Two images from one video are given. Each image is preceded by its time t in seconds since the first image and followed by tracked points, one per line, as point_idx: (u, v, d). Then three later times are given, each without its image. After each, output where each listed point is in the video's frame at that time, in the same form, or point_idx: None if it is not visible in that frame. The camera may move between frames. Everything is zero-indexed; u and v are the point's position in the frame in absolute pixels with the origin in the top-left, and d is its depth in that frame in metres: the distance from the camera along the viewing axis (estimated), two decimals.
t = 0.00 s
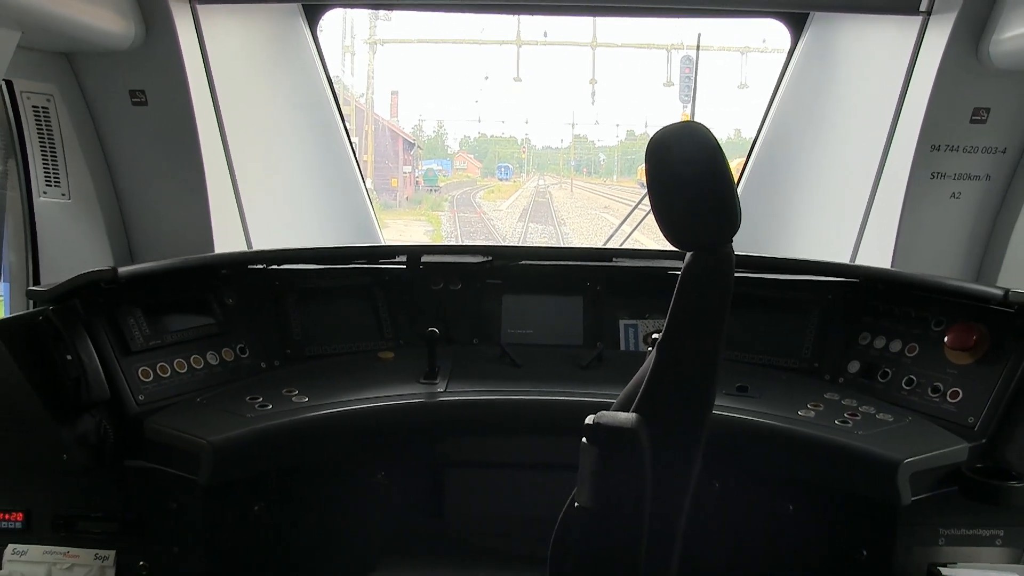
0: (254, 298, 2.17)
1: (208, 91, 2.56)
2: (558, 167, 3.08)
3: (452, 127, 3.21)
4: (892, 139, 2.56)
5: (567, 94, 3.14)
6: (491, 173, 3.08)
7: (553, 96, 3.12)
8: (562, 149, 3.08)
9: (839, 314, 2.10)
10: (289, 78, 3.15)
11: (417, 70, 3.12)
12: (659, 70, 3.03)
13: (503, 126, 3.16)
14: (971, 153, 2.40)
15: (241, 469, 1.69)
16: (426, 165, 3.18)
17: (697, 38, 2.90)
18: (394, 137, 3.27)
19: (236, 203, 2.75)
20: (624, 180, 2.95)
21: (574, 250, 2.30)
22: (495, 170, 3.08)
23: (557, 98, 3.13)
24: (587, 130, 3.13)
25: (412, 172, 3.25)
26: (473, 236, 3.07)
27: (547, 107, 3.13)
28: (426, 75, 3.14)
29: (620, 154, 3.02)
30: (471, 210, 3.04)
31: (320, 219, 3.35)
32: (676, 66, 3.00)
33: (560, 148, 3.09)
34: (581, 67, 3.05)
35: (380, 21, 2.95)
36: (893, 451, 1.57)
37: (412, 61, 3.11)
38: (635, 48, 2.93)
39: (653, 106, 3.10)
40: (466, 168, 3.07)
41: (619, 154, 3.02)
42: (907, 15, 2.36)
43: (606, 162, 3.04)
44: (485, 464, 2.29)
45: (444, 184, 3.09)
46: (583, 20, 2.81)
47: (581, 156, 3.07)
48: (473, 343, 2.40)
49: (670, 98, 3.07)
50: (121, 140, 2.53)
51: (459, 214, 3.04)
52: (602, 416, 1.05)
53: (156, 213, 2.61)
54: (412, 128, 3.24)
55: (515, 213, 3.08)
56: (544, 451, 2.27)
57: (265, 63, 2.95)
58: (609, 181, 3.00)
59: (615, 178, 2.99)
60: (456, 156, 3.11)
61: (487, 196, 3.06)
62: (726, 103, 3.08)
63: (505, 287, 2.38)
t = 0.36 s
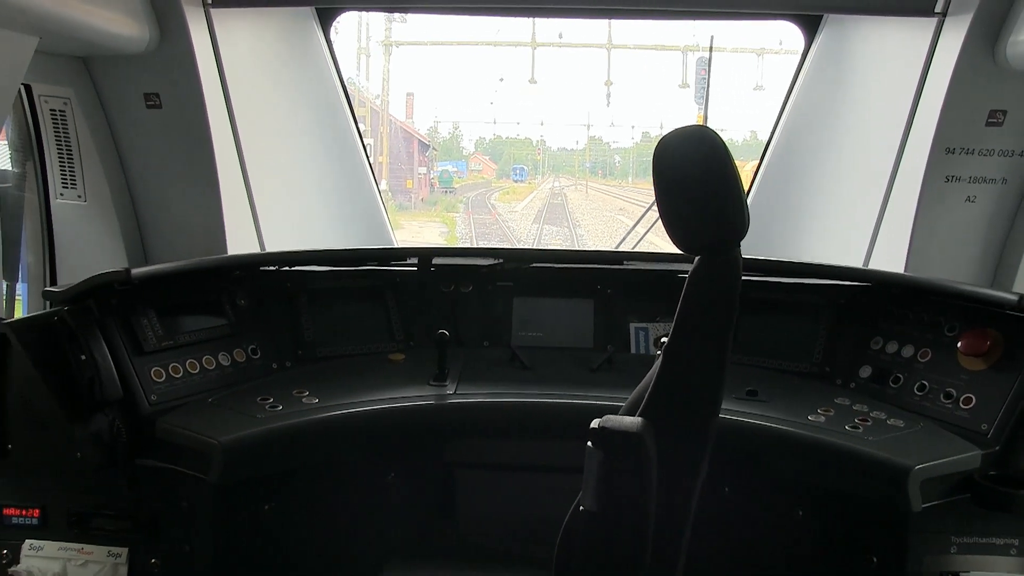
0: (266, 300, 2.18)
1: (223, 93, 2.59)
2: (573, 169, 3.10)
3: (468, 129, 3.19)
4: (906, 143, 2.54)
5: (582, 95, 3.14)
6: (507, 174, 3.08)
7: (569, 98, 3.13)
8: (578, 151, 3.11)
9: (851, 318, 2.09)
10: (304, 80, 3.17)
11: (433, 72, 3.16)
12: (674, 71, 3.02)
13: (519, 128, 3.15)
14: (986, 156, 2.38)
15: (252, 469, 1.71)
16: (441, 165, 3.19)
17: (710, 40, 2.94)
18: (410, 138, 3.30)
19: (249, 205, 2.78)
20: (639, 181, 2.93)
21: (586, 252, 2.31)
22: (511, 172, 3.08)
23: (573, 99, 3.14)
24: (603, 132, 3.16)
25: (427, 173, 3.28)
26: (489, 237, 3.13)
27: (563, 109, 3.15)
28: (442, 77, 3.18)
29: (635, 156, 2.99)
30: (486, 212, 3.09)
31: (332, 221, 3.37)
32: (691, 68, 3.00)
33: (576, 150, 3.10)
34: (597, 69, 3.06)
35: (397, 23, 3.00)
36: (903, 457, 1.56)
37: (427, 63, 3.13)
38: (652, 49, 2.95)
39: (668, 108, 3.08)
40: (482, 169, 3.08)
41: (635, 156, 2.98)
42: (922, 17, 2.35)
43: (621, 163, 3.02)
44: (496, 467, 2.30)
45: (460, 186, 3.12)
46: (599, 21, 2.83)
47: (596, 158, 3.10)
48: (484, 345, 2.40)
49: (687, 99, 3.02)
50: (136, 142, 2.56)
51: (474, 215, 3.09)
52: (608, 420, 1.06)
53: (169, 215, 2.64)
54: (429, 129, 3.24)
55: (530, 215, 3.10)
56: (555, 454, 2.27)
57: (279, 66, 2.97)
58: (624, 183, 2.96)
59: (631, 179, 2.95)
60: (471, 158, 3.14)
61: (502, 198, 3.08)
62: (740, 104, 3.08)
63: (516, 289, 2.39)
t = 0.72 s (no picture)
0: (277, 298, 2.20)
1: (236, 93, 2.60)
2: (589, 169, 3.05)
3: (485, 129, 3.15)
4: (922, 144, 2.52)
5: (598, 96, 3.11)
6: (522, 174, 3.07)
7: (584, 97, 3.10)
8: (593, 151, 3.07)
9: (862, 320, 2.07)
10: (317, 80, 3.18)
11: (448, 70, 3.15)
12: (690, 71, 3.01)
13: (535, 128, 3.14)
14: (1002, 158, 2.37)
15: (263, 467, 1.72)
16: (455, 165, 3.13)
17: (724, 41, 2.94)
18: (427, 138, 3.26)
19: (263, 205, 2.80)
20: (655, 182, 2.92)
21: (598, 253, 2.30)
22: (526, 172, 3.07)
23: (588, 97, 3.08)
24: (618, 132, 3.07)
25: (442, 173, 3.21)
26: (504, 237, 3.10)
27: (579, 109, 3.12)
28: (457, 76, 3.16)
29: (650, 156, 2.96)
30: (502, 212, 3.07)
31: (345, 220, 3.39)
32: (707, 69, 2.98)
33: (591, 150, 3.07)
34: (613, 68, 3.04)
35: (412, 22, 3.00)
36: (914, 461, 1.55)
37: (442, 62, 3.14)
38: (667, 50, 2.95)
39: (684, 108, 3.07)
40: (497, 169, 3.07)
41: (650, 156, 2.95)
42: (938, 17, 2.34)
43: (637, 164, 2.96)
44: (510, 467, 2.31)
45: (475, 185, 3.09)
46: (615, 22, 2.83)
47: (612, 158, 3.05)
48: (495, 345, 2.40)
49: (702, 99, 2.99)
50: (150, 142, 2.58)
51: (490, 215, 3.08)
52: (616, 422, 1.06)
53: (182, 214, 2.66)
54: (444, 129, 3.21)
55: (545, 216, 3.10)
56: (567, 455, 2.27)
57: (291, 67, 2.98)
58: (639, 184, 2.94)
59: (644, 180, 2.93)
60: (486, 158, 3.11)
61: (517, 198, 3.07)
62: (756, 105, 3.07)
63: (528, 290, 2.39)
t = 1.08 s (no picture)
0: (297, 299, 2.22)
1: (252, 95, 2.62)
2: (607, 165, 3.07)
3: (501, 127, 3.24)
4: (942, 135, 2.49)
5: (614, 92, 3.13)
6: (539, 172, 3.07)
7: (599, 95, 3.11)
8: (611, 148, 3.10)
9: (882, 314, 2.05)
10: (332, 81, 3.18)
11: (465, 70, 3.19)
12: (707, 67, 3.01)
13: (552, 125, 3.17)
14: None
15: (282, 467, 1.74)
16: (473, 163, 3.20)
17: (739, 34, 2.91)
18: (444, 137, 3.29)
19: (280, 205, 2.82)
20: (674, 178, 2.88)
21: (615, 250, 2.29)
22: (544, 169, 3.07)
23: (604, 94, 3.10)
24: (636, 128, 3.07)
25: (459, 172, 3.24)
26: (522, 235, 3.07)
27: (595, 106, 3.14)
28: (474, 74, 3.20)
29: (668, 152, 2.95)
30: (519, 210, 3.05)
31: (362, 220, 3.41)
32: (724, 62, 2.96)
33: (609, 147, 3.10)
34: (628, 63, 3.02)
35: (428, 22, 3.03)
36: (936, 457, 1.53)
37: (459, 61, 3.17)
38: (683, 45, 2.95)
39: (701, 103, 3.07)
40: (514, 166, 3.08)
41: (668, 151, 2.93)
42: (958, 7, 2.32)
43: (655, 160, 2.92)
44: (528, 465, 2.29)
45: (493, 184, 3.12)
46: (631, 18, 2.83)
47: (629, 154, 3.05)
48: (513, 343, 2.40)
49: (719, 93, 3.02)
50: (168, 145, 2.61)
51: (508, 213, 3.07)
52: (632, 419, 1.05)
53: (200, 216, 2.69)
54: (461, 127, 3.27)
55: (563, 212, 3.07)
56: (586, 452, 2.27)
57: (308, 70, 3.00)
58: (657, 180, 2.89)
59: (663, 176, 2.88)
60: (503, 155, 3.15)
61: (536, 195, 3.06)
62: (774, 98, 3.07)
63: (545, 287, 2.39)
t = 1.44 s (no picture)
0: (313, 296, 2.24)
1: (269, 96, 2.64)
2: (624, 165, 3.09)
3: (518, 126, 3.22)
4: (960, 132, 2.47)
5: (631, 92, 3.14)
6: (556, 170, 3.11)
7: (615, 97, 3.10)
8: (628, 147, 3.10)
9: (898, 314, 2.03)
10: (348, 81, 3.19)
11: (480, 68, 3.18)
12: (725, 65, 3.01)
13: (569, 124, 3.17)
14: None
15: (296, 464, 1.75)
16: (491, 163, 3.21)
17: (756, 33, 2.88)
18: (461, 134, 3.30)
19: (297, 204, 2.84)
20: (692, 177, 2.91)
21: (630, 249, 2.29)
22: (561, 167, 3.11)
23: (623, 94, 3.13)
24: (653, 126, 3.07)
25: (476, 171, 3.30)
26: (540, 233, 3.11)
27: (612, 106, 3.13)
28: (491, 72, 3.19)
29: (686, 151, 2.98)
30: (537, 208, 3.09)
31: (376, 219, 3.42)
32: (741, 61, 2.98)
33: (626, 146, 3.10)
34: (647, 62, 3.06)
35: (444, 21, 3.03)
36: (953, 457, 1.52)
37: (474, 60, 3.17)
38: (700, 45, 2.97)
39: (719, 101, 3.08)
40: (531, 165, 3.12)
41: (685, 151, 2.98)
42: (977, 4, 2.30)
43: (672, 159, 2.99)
44: (544, 463, 2.30)
45: (510, 182, 3.14)
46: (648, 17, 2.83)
47: (647, 153, 3.07)
48: (528, 342, 2.41)
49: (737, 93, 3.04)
50: (184, 145, 2.63)
51: (525, 212, 3.08)
52: (646, 418, 1.05)
53: (216, 215, 2.71)
54: (478, 125, 3.26)
55: (581, 211, 3.12)
56: (601, 450, 2.27)
57: (325, 70, 3.02)
58: (676, 179, 2.89)
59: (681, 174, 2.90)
60: (521, 154, 3.16)
61: (553, 194, 3.11)
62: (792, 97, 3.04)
63: (560, 287, 2.38)
